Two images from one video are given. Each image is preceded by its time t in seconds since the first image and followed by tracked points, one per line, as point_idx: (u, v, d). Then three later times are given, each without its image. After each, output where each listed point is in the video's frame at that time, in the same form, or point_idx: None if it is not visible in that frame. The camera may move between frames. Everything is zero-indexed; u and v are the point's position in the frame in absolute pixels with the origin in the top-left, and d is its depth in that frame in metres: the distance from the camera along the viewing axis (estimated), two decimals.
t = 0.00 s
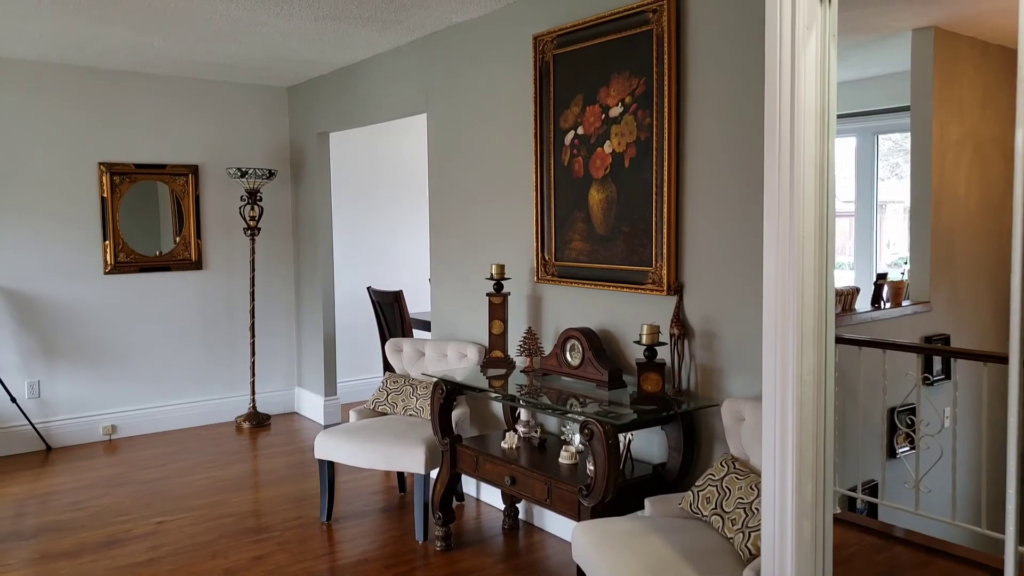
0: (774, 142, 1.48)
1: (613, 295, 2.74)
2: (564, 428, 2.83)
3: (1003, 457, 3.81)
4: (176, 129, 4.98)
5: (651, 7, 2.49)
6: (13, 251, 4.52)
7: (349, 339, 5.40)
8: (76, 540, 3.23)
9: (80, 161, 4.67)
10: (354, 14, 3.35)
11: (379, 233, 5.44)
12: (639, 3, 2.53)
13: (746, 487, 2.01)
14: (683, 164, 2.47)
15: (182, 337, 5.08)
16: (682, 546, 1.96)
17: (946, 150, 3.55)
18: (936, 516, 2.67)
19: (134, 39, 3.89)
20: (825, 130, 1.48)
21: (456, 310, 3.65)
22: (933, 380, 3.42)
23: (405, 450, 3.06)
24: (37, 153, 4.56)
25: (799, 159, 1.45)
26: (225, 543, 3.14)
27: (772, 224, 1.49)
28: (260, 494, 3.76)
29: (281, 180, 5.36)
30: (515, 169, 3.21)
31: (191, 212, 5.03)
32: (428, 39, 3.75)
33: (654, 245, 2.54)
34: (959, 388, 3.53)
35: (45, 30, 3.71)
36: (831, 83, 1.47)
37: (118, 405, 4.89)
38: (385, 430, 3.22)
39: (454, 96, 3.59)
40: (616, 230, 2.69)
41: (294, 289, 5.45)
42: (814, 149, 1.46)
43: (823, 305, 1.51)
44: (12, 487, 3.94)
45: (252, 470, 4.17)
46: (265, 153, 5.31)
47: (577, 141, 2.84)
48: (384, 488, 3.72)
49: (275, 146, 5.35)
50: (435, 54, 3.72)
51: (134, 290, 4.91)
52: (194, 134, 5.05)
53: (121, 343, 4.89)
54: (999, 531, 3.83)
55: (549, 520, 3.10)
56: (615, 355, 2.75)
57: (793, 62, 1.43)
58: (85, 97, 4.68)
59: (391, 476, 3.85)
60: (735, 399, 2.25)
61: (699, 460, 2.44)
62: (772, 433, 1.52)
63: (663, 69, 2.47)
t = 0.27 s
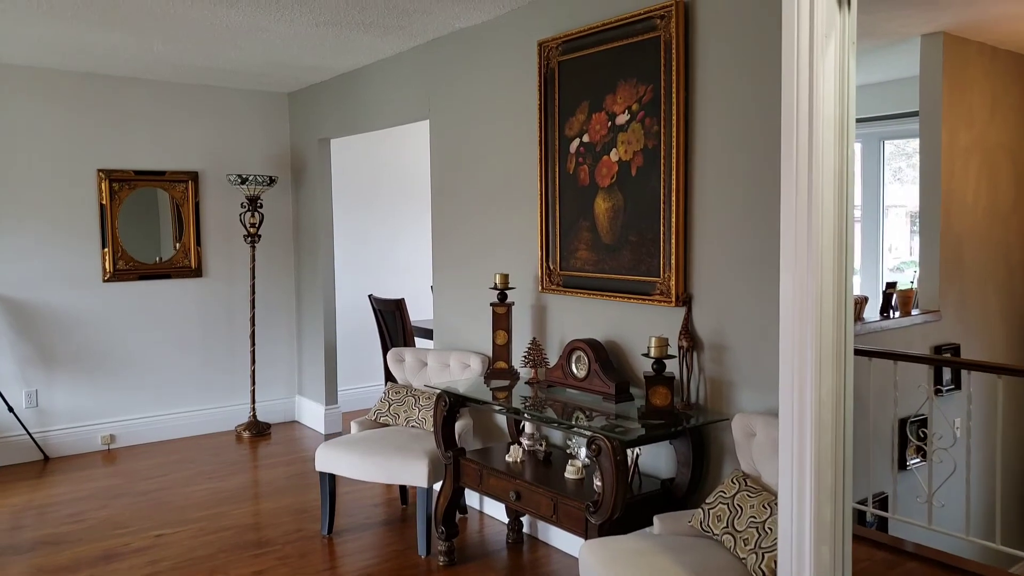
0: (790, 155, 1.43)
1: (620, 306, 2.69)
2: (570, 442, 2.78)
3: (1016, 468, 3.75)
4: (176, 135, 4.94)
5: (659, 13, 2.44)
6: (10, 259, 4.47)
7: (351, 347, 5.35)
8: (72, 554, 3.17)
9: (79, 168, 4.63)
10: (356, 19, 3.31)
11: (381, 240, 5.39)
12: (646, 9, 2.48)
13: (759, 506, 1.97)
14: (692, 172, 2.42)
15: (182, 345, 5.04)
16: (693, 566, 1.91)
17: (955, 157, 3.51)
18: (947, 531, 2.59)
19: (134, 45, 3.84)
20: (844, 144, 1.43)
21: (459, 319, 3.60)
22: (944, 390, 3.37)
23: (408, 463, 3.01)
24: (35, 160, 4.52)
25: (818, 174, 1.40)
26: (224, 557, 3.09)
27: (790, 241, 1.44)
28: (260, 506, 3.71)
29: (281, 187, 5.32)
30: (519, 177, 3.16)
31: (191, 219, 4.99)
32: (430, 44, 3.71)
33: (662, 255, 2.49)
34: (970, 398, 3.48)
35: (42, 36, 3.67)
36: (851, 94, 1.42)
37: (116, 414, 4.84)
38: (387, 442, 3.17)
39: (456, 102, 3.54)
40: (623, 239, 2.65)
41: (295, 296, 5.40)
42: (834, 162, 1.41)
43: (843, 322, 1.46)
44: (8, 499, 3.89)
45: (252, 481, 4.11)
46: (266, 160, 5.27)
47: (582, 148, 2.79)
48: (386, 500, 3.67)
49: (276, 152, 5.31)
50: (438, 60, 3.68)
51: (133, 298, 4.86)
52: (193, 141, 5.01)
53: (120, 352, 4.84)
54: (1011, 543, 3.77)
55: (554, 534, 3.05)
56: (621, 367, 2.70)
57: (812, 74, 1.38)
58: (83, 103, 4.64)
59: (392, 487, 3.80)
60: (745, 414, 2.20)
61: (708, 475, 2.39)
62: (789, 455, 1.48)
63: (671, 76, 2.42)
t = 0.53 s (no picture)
0: (813, 170, 1.38)
1: (630, 319, 2.63)
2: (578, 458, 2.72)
3: None
4: (177, 143, 4.89)
5: (670, 21, 2.39)
6: (10, 268, 4.43)
7: (354, 357, 5.29)
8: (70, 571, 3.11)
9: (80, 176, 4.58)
10: (360, 27, 3.26)
11: (384, 248, 5.33)
12: (657, 16, 2.43)
13: (777, 529, 1.91)
14: (704, 183, 2.36)
15: (183, 356, 4.98)
16: None
17: (968, 167, 3.45)
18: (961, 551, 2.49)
19: (136, 52, 3.79)
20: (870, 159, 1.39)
21: (464, 331, 3.54)
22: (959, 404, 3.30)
23: (412, 478, 2.95)
24: (35, 168, 4.47)
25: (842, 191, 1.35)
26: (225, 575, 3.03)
27: (813, 259, 1.39)
28: (262, 520, 3.65)
29: (284, 195, 5.27)
30: (525, 187, 3.11)
31: (193, 228, 4.94)
32: (435, 52, 3.66)
33: (674, 267, 2.43)
34: (985, 412, 3.41)
35: (42, 44, 3.63)
36: (876, 107, 1.37)
37: (117, 424, 4.79)
38: (392, 457, 3.11)
39: (462, 111, 3.49)
40: (633, 251, 2.59)
41: (297, 305, 5.35)
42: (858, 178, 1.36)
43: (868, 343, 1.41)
44: (7, 512, 3.83)
45: (254, 494, 4.05)
46: (268, 167, 5.22)
47: (591, 158, 2.74)
48: (389, 515, 3.60)
49: (278, 160, 5.26)
50: (442, 68, 3.63)
51: (134, 308, 4.81)
52: (195, 149, 4.96)
53: (120, 362, 4.78)
54: None
55: (561, 551, 2.99)
56: (631, 382, 2.64)
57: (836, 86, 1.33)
58: (85, 111, 4.60)
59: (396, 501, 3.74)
60: (760, 432, 2.14)
61: (721, 494, 2.33)
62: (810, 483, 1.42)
63: (682, 85, 2.37)
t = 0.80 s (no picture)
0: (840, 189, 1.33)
1: (643, 334, 2.57)
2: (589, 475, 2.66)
3: None
4: (183, 151, 4.86)
5: (684, 29, 2.34)
6: (15, 278, 4.39)
7: (360, 366, 5.23)
8: None
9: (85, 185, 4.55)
10: (366, 35, 3.21)
11: (390, 257, 5.28)
12: (670, 24, 2.38)
13: (797, 554, 1.86)
14: (719, 194, 2.31)
15: (188, 366, 4.94)
16: None
17: (985, 176, 3.38)
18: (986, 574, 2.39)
19: (142, 61, 3.76)
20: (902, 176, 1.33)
21: (472, 343, 3.48)
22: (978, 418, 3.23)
23: (420, 495, 2.89)
24: (40, 178, 4.43)
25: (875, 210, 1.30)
26: None
27: (843, 280, 1.34)
28: (266, 535, 3.59)
29: (290, 204, 5.22)
30: (534, 196, 3.05)
31: (198, 238, 4.90)
32: (442, 60, 3.61)
33: (688, 281, 2.37)
34: (1005, 426, 3.33)
35: (48, 53, 3.59)
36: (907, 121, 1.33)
37: (120, 435, 4.74)
38: (398, 472, 3.05)
39: (470, 119, 3.44)
40: (645, 264, 2.53)
41: (303, 314, 5.30)
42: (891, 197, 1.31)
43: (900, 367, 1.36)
44: (10, 527, 3.78)
45: (259, 507, 4.00)
46: (274, 176, 5.18)
47: (602, 169, 2.68)
48: (396, 530, 3.55)
49: (284, 169, 5.22)
50: (450, 76, 3.58)
51: (139, 318, 4.77)
52: (201, 157, 4.92)
53: (125, 372, 4.74)
54: None
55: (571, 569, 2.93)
56: (643, 398, 2.58)
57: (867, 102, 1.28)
58: (91, 119, 4.56)
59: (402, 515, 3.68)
60: (778, 452, 2.07)
61: (738, 515, 2.27)
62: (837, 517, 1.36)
63: (697, 94, 2.31)
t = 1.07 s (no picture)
0: (878, 197, 1.31)
1: (661, 347, 2.51)
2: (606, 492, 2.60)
3: None
4: (195, 159, 4.84)
5: (704, 36, 2.28)
6: (28, 286, 4.38)
7: (371, 374, 5.18)
8: None
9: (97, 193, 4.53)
10: (379, 42, 3.18)
11: (401, 265, 5.24)
12: (690, 31, 2.33)
13: None
14: (741, 205, 2.25)
15: (199, 374, 4.91)
16: None
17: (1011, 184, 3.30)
18: None
19: (155, 69, 3.74)
20: (942, 187, 1.32)
21: (485, 354, 3.43)
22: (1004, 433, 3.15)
23: (433, 509, 2.84)
24: (52, 185, 4.42)
25: (915, 221, 1.28)
26: None
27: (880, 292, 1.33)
28: (277, 547, 3.55)
29: (301, 211, 5.19)
30: (548, 205, 3.00)
31: (210, 246, 4.87)
32: (455, 67, 3.57)
33: (709, 294, 2.31)
34: None
35: (62, 61, 3.58)
36: (947, 132, 1.31)
37: (132, 444, 4.71)
38: (411, 486, 3.00)
39: (483, 127, 3.39)
40: (664, 275, 2.47)
41: (313, 322, 5.26)
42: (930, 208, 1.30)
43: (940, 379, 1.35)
44: (21, 537, 3.76)
45: (270, 518, 3.95)
46: (285, 183, 5.15)
47: (619, 178, 2.63)
48: (407, 543, 3.50)
49: (295, 176, 5.19)
50: (462, 83, 3.53)
51: (150, 326, 4.74)
52: (213, 165, 4.90)
53: (136, 380, 4.71)
54: None
55: None
56: (662, 413, 2.52)
57: (907, 111, 1.27)
58: (103, 127, 4.55)
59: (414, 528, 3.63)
60: (802, 472, 2.01)
61: (760, 535, 2.20)
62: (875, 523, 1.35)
63: (718, 102, 2.25)
